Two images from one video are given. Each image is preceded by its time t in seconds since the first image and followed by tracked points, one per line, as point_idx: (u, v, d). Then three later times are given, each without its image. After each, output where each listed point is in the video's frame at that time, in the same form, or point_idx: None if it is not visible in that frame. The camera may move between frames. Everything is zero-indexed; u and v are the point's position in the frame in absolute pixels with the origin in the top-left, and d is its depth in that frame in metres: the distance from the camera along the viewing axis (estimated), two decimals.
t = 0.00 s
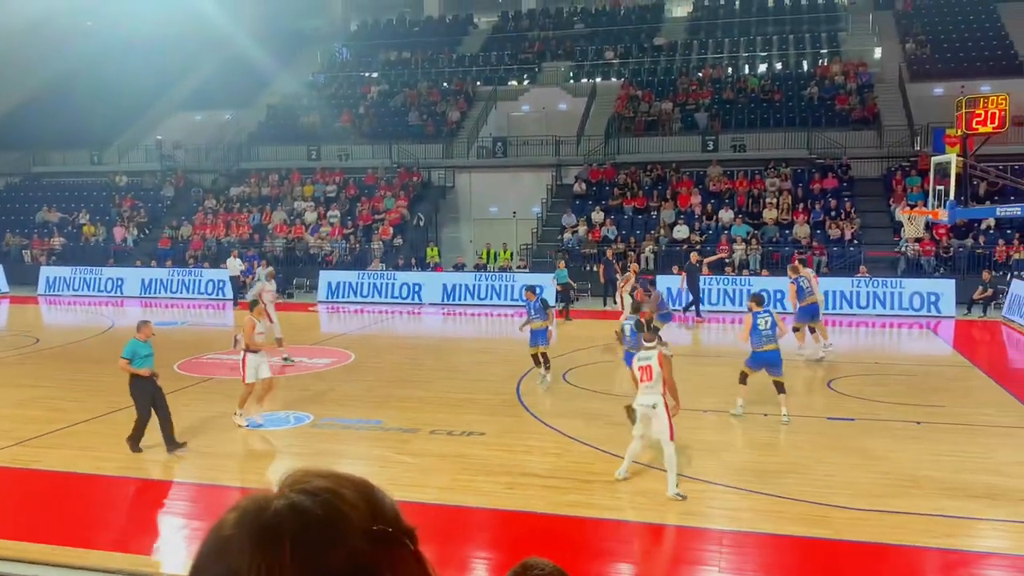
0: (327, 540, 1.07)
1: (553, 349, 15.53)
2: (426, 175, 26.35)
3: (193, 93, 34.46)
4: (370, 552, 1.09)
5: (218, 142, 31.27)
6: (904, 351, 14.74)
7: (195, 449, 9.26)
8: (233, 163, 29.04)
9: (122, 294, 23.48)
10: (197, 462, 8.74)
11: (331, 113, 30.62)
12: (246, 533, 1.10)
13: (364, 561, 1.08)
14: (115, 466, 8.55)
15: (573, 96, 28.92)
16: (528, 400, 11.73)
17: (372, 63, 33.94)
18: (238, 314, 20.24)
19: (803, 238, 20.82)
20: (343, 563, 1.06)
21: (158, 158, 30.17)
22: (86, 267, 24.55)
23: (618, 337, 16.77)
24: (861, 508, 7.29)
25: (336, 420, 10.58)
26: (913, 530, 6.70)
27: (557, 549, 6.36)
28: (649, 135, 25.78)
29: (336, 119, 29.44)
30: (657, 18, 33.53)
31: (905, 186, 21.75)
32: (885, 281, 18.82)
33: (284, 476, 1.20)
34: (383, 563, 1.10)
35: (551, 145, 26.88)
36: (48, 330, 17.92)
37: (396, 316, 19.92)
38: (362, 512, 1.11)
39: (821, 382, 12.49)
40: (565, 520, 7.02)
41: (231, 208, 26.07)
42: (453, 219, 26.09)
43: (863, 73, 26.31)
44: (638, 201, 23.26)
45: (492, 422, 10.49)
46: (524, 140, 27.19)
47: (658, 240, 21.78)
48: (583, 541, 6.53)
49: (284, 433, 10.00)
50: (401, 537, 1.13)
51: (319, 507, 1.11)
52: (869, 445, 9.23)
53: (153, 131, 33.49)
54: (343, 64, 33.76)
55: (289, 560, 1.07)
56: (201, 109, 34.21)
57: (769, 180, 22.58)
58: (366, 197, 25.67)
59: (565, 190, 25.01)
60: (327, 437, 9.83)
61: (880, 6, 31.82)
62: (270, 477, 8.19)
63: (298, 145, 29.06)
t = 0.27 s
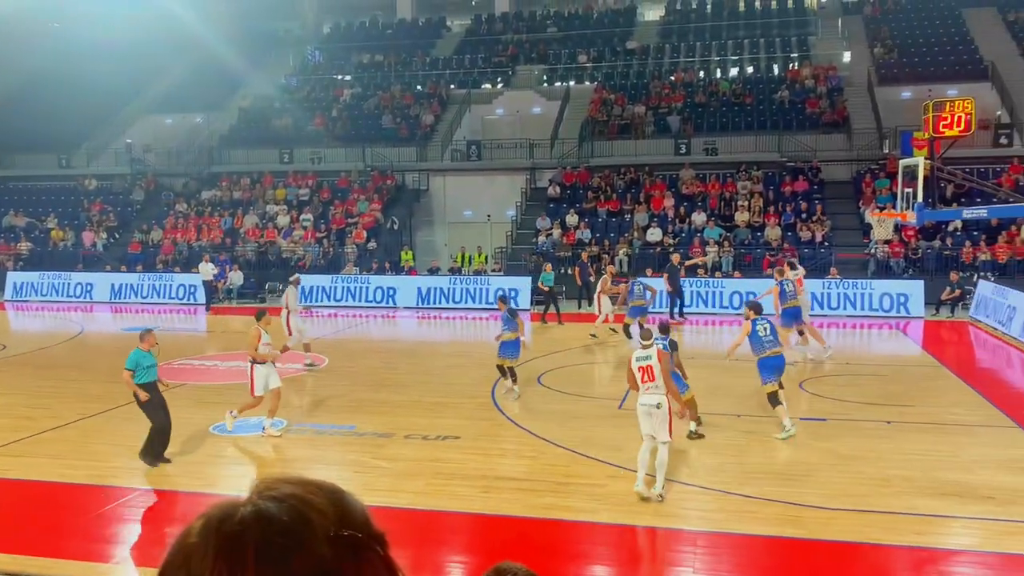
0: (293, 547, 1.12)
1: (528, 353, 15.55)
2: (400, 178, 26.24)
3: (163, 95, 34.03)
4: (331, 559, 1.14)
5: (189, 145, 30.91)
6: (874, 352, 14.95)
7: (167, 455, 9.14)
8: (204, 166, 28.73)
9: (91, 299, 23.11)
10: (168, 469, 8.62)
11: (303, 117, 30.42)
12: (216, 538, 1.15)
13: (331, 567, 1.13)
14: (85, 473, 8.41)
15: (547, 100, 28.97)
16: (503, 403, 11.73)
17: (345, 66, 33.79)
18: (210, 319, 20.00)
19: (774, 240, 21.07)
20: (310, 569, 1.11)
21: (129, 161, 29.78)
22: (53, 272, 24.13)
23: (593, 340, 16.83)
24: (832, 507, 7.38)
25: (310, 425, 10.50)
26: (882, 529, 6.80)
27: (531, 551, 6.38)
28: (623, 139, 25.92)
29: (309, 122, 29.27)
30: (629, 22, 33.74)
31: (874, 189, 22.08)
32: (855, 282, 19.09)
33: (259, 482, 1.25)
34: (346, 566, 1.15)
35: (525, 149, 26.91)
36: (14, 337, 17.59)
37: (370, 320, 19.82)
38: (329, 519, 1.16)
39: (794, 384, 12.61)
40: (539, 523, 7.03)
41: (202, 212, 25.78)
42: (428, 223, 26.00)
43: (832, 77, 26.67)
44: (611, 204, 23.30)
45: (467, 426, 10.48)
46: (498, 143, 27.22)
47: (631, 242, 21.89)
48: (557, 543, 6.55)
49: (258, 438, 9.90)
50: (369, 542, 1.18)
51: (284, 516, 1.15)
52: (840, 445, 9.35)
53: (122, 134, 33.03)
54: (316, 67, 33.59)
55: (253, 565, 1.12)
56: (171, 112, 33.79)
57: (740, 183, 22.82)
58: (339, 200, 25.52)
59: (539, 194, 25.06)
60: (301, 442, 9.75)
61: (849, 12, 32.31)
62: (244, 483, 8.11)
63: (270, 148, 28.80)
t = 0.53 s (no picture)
0: (263, 553, 1.08)
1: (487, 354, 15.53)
2: (358, 178, 25.98)
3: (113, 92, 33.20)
4: (304, 563, 1.10)
5: (140, 144, 30.21)
6: (827, 351, 15.25)
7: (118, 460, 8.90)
8: (156, 165, 28.10)
9: (39, 301, 22.44)
10: (119, 474, 8.40)
11: (259, 115, 29.95)
12: (182, 544, 1.11)
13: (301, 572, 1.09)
14: (32, 480, 8.15)
15: (505, 101, 28.95)
16: (462, 404, 11.68)
17: (302, 65, 33.38)
18: (163, 321, 19.57)
19: (729, 241, 21.38)
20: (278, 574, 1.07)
21: (78, 159, 29.01)
22: None
23: (552, 341, 16.88)
24: (787, 505, 7.50)
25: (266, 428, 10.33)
26: (836, 525, 6.93)
27: (492, 553, 6.35)
28: (581, 140, 26.05)
29: (264, 122, 28.84)
30: (587, 25, 33.92)
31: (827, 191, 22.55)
32: (808, 283, 19.47)
33: (228, 486, 1.21)
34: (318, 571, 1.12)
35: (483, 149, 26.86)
36: None
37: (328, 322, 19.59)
38: (299, 525, 1.12)
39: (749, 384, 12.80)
40: (500, 524, 7.01)
41: (155, 212, 25.22)
42: (386, 223, 25.80)
43: (786, 81, 27.14)
44: (570, 206, 23.32)
45: (426, 428, 10.41)
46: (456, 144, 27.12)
47: (590, 244, 22.01)
48: (517, 544, 6.54)
49: (212, 442, 9.70)
50: (341, 548, 1.15)
51: (253, 517, 1.11)
52: (793, 443, 9.52)
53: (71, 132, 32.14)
54: (272, 65, 33.13)
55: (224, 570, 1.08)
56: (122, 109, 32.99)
57: (696, 185, 23.12)
58: (296, 200, 25.19)
59: (498, 195, 25.05)
60: (257, 445, 9.58)
61: (801, 17, 32.96)
62: (198, 488, 7.93)
63: (224, 147, 28.27)
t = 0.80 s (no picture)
0: (215, 559, 1.05)
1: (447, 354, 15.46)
2: (315, 177, 25.66)
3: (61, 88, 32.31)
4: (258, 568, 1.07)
5: (90, 141, 29.46)
6: (781, 351, 15.51)
7: (66, 465, 8.64)
8: (107, 163, 27.42)
9: None
10: (68, 479, 8.15)
11: (213, 113, 29.41)
12: (131, 549, 1.07)
13: None
14: None
15: (465, 101, 28.85)
16: (421, 405, 11.61)
17: (258, 62, 32.86)
18: (114, 322, 19.10)
19: (686, 242, 21.66)
20: None
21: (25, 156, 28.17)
22: None
23: (511, 341, 16.88)
24: (743, 503, 7.60)
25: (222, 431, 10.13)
26: (791, 522, 7.03)
27: (451, 555, 6.31)
28: (540, 141, 26.13)
29: (219, 120, 28.36)
30: (546, 26, 34.00)
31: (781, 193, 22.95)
32: (763, 283, 19.79)
33: (179, 489, 1.17)
34: None
35: (442, 149, 26.75)
36: None
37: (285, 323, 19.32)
38: (254, 530, 1.09)
39: (707, 384, 12.95)
40: (459, 525, 6.98)
41: (105, 211, 24.62)
42: (343, 223, 25.52)
43: (741, 84, 27.54)
44: (529, 206, 23.45)
45: (384, 429, 10.32)
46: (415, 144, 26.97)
47: (549, 244, 22.08)
48: (477, 546, 6.51)
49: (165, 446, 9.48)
50: (298, 554, 1.12)
51: (206, 523, 1.07)
52: (749, 441, 9.65)
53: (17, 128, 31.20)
54: (227, 62, 32.57)
55: None
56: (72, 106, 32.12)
57: (654, 187, 23.36)
58: (251, 200, 24.79)
59: (458, 195, 24.99)
60: (211, 449, 9.39)
61: (758, 20, 33.48)
62: (151, 492, 7.74)
63: (178, 145, 27.69)
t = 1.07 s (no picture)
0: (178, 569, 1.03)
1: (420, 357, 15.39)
2: (287, 179, 25.44)
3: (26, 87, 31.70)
4: None
5: (56, 143, 28.94)
6: (752, 352, 15.67)
7: (31, 471, 8.46)
8: (74, 164, 26.96)
9: None
10: (34, 485, 7.98)
11: (183, 114, 29.04)
12: (91, 559, 1.04)
13: None
14: None
15: (438, 103, 28.76)
16: (395, 409, 11.54)
17: (228, 64, 32.52)
18: (81, 326, 18.77)
19: (658, 245, 21.81)
20: None
21: None
22: None
23: (485, 344, 16.85)
24: (716, 503, 7.65)
25: (192, 436, 9.98)
26: (762, 522, 7.10)
27: (424, 558, 6.27)
28: (513, 144, 26.17)
29: (188, 122, 28.02)
30: (518, 29, 34.05)
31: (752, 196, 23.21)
32: (735, 285, 19.98)
33: (141, 499, 1.15)
34: None
35: (415, 152, 26.65)
36: None
37: (257, 326, 19.12)
38: (216, 542, 1.07)
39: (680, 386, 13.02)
40: (432, 529, 6.94)
41: (72, 213, 24.20)
42: (316, 226, 25.32)
43: (712, 88, 27.79)
44: (503, 209, 23.49)
45: (357, 433, 10.23)
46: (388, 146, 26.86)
47: (523, 247, 22.10)
48: (450, 549, 6.48)
49: (134, 450, 9.32)
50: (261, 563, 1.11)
51: (170, 532, 1.06)
52: (721, 442, 9.72)
53: None
54: (197, 63, 32.20)
55: None
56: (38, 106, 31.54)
57: (626, 190, 23.49)
58: (222, 202, 24.52)
59: (431, 197, 24.91)
60: (181, 453, 9.25)
61: (728, 25, 33.83)
62: (120, 498, 7.60)
63: (146, 147, 27.30)
